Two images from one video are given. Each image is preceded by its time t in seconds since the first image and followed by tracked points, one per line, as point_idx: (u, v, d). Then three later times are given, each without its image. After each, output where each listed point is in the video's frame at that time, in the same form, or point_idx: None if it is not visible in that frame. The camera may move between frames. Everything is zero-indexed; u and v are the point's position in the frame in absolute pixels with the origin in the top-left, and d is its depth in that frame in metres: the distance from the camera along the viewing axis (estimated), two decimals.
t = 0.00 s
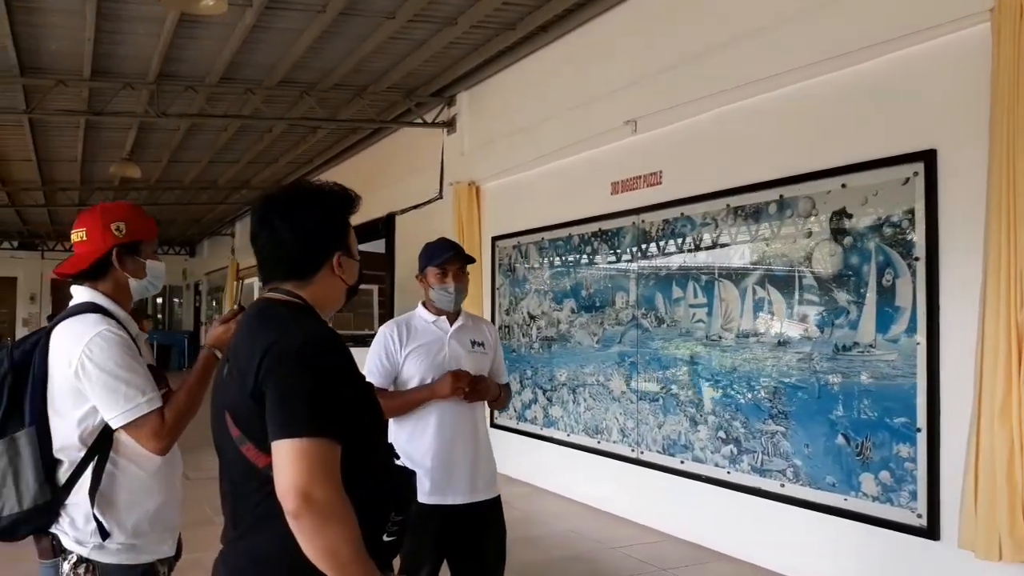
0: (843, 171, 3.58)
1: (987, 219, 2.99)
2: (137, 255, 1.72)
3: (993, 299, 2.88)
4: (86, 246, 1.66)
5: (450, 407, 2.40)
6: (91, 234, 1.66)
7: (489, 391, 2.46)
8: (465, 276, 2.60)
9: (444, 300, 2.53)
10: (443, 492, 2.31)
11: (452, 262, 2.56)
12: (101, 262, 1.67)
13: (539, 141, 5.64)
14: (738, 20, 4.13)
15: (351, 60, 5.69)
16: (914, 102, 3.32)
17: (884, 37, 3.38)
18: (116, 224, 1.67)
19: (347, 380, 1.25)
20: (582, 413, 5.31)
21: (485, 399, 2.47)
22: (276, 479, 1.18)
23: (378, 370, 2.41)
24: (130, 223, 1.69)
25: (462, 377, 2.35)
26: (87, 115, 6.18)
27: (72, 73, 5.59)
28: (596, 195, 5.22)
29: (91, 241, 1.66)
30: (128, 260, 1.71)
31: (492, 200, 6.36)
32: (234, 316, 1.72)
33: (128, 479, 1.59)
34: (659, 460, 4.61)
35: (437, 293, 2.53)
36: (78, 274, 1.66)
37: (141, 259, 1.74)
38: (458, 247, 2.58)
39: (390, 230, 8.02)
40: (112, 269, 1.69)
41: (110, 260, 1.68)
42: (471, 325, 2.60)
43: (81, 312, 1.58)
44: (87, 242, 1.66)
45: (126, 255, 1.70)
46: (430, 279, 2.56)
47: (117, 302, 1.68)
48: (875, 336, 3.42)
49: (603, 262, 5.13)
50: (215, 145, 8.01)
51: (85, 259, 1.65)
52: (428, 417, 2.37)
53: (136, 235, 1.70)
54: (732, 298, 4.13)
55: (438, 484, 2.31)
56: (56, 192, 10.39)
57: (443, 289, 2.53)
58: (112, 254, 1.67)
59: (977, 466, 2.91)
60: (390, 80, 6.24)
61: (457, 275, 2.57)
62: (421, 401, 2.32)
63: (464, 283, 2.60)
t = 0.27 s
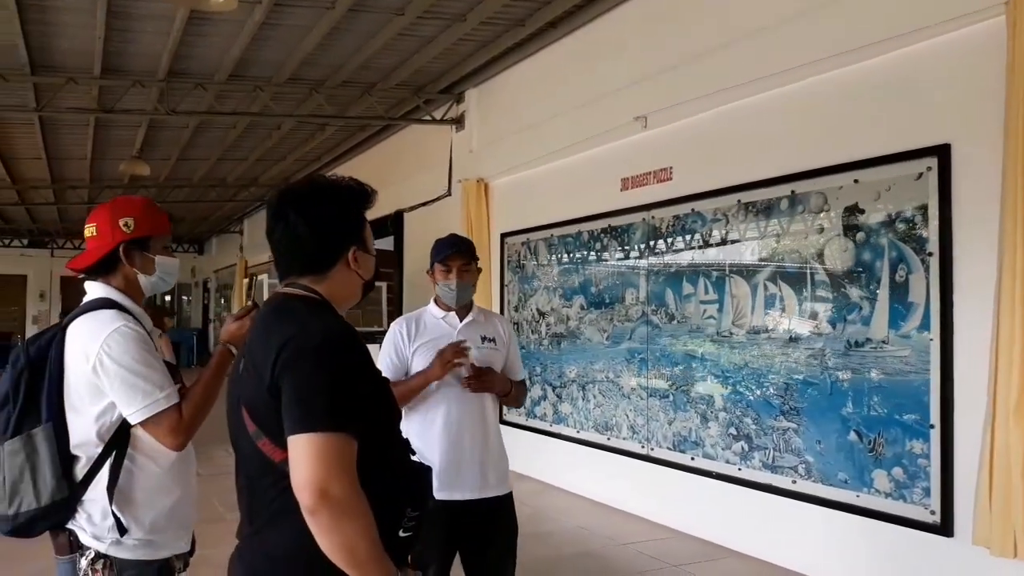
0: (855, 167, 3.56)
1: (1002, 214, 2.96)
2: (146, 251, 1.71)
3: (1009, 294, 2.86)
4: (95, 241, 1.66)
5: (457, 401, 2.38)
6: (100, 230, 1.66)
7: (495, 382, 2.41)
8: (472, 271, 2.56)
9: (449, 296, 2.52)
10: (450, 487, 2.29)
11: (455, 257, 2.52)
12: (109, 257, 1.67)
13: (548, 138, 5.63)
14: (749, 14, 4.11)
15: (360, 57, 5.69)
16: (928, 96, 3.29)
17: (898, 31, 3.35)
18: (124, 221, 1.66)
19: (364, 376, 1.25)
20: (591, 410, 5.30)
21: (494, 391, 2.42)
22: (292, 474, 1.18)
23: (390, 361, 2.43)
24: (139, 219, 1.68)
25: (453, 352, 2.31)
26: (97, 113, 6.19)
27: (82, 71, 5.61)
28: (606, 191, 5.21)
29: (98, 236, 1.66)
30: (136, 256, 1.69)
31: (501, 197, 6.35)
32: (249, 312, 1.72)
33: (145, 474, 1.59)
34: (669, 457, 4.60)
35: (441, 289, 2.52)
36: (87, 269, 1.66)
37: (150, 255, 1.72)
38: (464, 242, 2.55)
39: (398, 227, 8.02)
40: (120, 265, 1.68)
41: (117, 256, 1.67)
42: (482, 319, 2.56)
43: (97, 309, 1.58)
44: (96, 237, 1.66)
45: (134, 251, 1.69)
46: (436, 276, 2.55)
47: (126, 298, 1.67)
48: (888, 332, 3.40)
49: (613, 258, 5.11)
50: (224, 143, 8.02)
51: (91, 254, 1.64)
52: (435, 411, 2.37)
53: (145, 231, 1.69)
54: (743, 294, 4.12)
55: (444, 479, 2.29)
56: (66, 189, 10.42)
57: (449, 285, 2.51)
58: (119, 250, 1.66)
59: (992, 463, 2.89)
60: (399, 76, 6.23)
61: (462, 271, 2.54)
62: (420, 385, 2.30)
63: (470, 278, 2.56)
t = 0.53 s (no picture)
0: (863, 164, 3.54)
1: (1011, 211, 2.94)
2: (152, 251, 1.70)
3: (1019, 292, 2.84)
4: (102, 240, 1.66)
5: (459, 400, 2.37)
6: (108, 229, 1.66)
7: (495, 379, 2.37)
8: (472, 268, 2.54)
9: (449, 294, 2.50)
10: (451, 486, 2.30)
11: (454, 254, 2.52)
12: (116, 256, 1.67)
13: (554, 136, 5.62)
14: (757, 11, 4.09)
15: (366, 55, 5.69)
16: (937, 93, 3.27)
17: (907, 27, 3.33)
18: (132, 220, 1.66)
19: (373, 375, 1.24)
20: (598, 408, 5.30)
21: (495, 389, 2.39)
22: (301, 473, 1.18)
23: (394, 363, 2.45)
24: (147, 219, 1.67)
25: (433, 345, 2.29)
26: (104, 112, 6.21)
27: (90, 70, 5.62)
28: (613, 190, 5.20)
29: (107, 235, 1.66)
30: (142, 255, 1.69)
31: (507, 195, 6.35)
32: (258, 313, 1.71)
33: (152, 473, 1.59)
34: (676, 455, 4.59)
35: (442, 286, 2.52)
36: (95, 267, 1.67)
37: (157, 255, 1.71)
38: (465, 239, 2.54)
39: (404, 226, 8.03)
40: (127, 264, 1.68)
41: (124, 254, 1.67)
42: (488, 317, 2.54)
43: (103, 308, 1.58)
44: (104, 235, 1.66)
45: (140, 250, 1.68)
46: (438, 274, 2.55)
47: (133, 297, 1.67)
48: (896, 330, 3.38)
49: (620, 256, 5.10)
50: (230, 142, 8.04)
51: (98, 253, 1.65)
52: (437, 410, 2.37)
53: (153, 231, 1.68)
54: (751, 292, 4.10)
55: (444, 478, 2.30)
56: (73, 188, 10.45)
57: (451, 282, 2.50)
58: (125, 249, 1.66)
59: (1002, 461, 2.87)
60: (405, 74, 6.23)
61: (461, 268, 2.52)
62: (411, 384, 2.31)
63: (470, 275, 2.54)
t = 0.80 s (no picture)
0: (873, 160, 3.52)
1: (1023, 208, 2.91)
2: (161, 248, 1.70)
3: None
4: (111, 236, 1.67)
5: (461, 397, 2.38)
6: (117, 225, 1.66)
7: (492, 376, 2.34)
8: (473, 263, 2.52)
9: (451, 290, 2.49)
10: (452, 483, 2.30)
11: (453, 250, 2.51)
12: (125, 252, 1.67)
13: (561, 132, 5.60)
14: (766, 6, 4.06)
15: (374, 52, 5.68)
16: (948, 89, 3.25)
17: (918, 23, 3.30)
18: (141, 216, 1.66)
19: (384, 372, 1.24)
20: (606, 405, 5.29)
21: (498, 386, 2.37)
22: (312, 470, 1.17)
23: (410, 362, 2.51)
24: (156, 215, 1.68)
25: (456, 364, 2.30)
26: (113, 109, 6.22)
27: (99, 67, 5.63)
28: (621, 186, 5.18)
29: (116, 231, 1.66)
30: (150, 252, 1.69)
31: (515, 192, 6.34)
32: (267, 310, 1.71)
33: (160, 471, 1.59)
34: (685, 452, 4.58)
35: (445, 284, 2.52)
36: (104, 263, 1.67)
37: (166, 252, 1.71)
38: (467, 235, 2.53)
39: (412, 223, 8.02)
40: (135, 260, 1.68)
41: (133, 251, 1.67)
42: (493, 313, 2.52)
43: (112, 305, 1.58)
44: (113, 232, 1.67)
45: (149, 247, 1.68)
46: (442, 271, 2.55)
47: (141, 293, 1.66)
48: (906, 327, 3.36)
49: (628, 253, 5.09)
50: (238, 138, 8.04)
51: (107, 249, 1.65)
52: (443, 409, 2.39)
53: (162, 228, 1.68)
54: (760, 289, 4.08)
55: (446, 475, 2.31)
56: (82, 185, 10.48)
57: (453, 279, 2.48)
58: (134, 245, 1.66)
59: (1013, 460, 2.85)
60: (413, 71, 6.22)
61: (461, 264, 2.51)
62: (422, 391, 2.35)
63: (472, 270, 2.51)
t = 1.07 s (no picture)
0: (881, 159, 3.49)
1: None
2: (163, 248, 1.70)
3: None
4: (114, 236, 1.67)
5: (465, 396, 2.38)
6: (119, 225, 1.66)
7: (491, 377, 2.33)
8: (475, 262, 2.51)
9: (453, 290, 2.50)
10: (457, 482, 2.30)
11: (455, 249, 2.51)
12: (128, 252, 1.67)
13: (568, 132, 5.59)
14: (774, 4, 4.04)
15: (380, 52, 5.68)
16: (957, 86, 3.22)
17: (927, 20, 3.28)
18: (142, 216, 1.66)
19: (390, 372, 1.23)
20: (613, 405, 5.27)
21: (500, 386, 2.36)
22: (317, 471, 1.17)
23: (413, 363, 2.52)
24: (158, 215, 1.68)
25: (455, 363, 2.31)
26: (120, 110, 6.24)
27: (106, 68, 5.65)
28: (628, 186, 5.17)
29: (118, 232, 1.66)
30: (153, 252, 1.69)
31: (522, 191, 6.33)
32: (273, 310, 1.71)
33: (165, 472, 1.59)
34: (692, 452, 4.56)
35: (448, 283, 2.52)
36: (107, 264, 1.67)
37: (169, 251, 1.71)
38: (471, 235, 2.53)
39: (419, 223, 8.02)
40: (138, 260, 1.68)
41: (135, 251, 1.67)
42: (498, 312, 2.51)
43: (115, 305, 1.58)
44: (116, 232, 1.67)
45: (151, 246, 1.68)
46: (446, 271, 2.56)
47: (145, 294, 1.66)
48: (916, 327, 3.34)
49: (635, 252, 5.07)
50: (245, 139, 8.06)
51: (109, 249, 1.65)
52: (446, 409, 2.39)
53: (164, 227, 1.68)
54: (768, 288, 4.06)
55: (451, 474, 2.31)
56: (90, 186, 10.52)
57: (455, 278, 2.49)
58: (136, 246, 1.66)
59: None
60: (419, 71, 6.22)
61: (463, 263, 2.51)
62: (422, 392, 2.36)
63: (474, 269, 2.51)
